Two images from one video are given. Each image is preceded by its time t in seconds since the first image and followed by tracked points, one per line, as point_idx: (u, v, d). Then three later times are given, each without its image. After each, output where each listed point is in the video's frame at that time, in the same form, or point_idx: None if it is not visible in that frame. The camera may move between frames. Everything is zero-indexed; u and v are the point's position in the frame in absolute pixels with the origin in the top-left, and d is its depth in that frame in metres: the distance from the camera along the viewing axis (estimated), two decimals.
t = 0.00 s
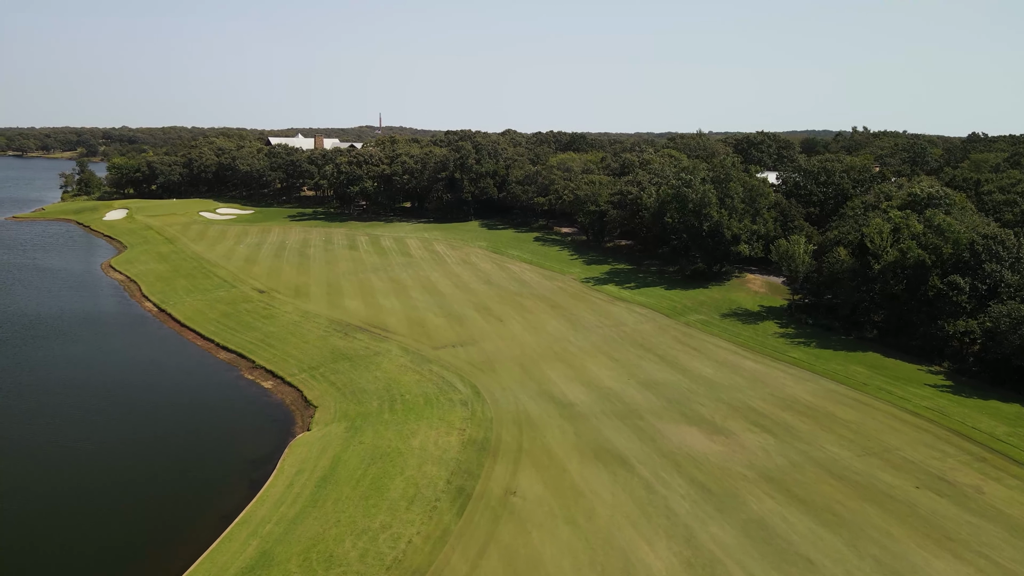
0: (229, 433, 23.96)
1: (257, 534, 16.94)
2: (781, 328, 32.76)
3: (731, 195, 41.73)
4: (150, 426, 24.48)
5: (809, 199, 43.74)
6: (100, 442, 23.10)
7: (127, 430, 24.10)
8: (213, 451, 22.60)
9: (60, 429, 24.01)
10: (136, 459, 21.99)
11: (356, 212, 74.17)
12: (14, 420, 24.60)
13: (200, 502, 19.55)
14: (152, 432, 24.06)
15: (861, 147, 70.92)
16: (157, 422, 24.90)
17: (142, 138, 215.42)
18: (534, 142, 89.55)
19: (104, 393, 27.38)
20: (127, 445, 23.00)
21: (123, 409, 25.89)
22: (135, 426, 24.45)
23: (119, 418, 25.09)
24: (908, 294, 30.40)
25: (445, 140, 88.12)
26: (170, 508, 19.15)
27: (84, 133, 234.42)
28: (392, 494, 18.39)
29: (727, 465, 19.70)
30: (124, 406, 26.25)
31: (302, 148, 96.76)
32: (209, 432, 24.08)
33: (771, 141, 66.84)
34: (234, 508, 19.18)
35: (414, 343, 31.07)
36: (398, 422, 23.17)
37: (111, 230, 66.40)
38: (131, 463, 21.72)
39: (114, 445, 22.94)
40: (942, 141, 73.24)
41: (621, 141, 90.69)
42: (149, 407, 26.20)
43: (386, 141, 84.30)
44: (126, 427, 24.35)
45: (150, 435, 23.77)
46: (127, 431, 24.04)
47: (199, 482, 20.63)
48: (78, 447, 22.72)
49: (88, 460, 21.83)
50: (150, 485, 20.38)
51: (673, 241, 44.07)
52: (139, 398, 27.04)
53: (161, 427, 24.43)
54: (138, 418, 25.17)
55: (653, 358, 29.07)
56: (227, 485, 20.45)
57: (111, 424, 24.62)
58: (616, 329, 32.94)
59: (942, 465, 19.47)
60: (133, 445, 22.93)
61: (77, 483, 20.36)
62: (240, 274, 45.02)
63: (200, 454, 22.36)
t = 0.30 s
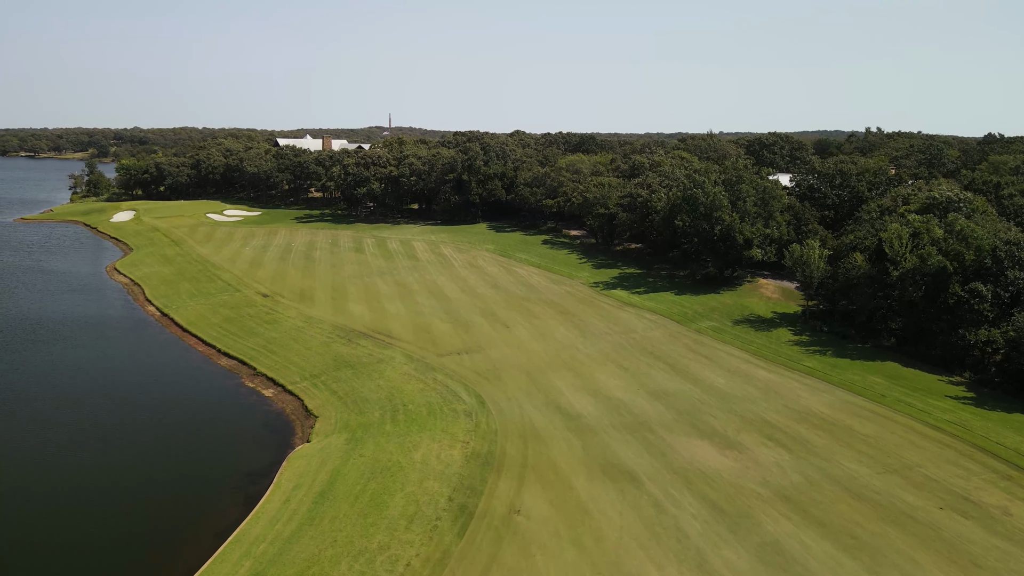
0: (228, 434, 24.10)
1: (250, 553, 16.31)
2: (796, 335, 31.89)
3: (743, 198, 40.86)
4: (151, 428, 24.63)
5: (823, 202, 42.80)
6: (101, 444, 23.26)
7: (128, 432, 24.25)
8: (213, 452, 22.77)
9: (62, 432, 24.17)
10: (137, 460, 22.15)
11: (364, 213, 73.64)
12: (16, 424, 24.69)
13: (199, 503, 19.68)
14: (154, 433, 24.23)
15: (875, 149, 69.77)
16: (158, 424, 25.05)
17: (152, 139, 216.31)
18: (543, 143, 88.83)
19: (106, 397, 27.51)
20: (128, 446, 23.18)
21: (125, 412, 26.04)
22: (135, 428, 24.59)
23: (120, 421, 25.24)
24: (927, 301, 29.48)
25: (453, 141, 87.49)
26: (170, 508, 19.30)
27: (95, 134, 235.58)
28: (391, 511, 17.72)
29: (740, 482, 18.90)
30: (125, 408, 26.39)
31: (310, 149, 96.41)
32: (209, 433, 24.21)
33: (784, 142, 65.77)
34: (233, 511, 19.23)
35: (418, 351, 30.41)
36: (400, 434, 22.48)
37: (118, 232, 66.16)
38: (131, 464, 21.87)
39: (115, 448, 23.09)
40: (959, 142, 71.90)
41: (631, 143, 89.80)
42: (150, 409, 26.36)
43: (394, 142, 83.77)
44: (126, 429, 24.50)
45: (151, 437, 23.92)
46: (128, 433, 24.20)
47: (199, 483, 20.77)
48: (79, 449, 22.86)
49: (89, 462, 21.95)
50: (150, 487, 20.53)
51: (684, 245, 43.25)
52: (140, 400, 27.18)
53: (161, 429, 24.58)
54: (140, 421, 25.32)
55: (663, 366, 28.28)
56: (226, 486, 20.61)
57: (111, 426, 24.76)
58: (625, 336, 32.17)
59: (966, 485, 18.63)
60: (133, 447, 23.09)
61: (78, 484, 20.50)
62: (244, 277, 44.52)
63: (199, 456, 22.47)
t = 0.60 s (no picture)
0: (229, 438, 24.16)
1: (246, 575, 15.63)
2: (815, 344, 30.91)
3: (760, 201, 39.89)
4: (152, 434, 24.72)
5: (842, 205, 41.71)
6: (103, 451, 23.35)
7: (129, 439, 24.32)
8: (213, 457, 22.84)
9: (64, 438, 24.26)
10: (137, 467, 22.23)
11: (375, 215, 73.15)
12: (18, 431, 24.74)
13: (199, 509, 19.73)
14: (156, 438, 24.32)
15: (894, 149, 68.53)
16: (159, 429, 25.14)
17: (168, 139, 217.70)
18: (556, 144, 88.13)
19: (109, 402, 27.60)
20: (129, 452, 23.24)
21: (127, 418, 26.12)
22: (137, 434, 24.66)
23: (122, 427, 25.32)
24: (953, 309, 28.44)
25: (466, 142, 86.90)
26: (170, 515, 19.36)
27: (113, 134, 237.97)
28: (394, 531, 16.99)
29: (760, 503, 18.02)
30: (128, 414, 26.48)
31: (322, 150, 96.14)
32: (210, 438, 24.24)
33: (801, 143, 64.64)
34: (233, 521, 19.03)
35: (426, 358, 29.73)
36: (405, 447, 21.76)
37: (130, 233, 66.08)
38: (132, 471, 21.96)
39: (117, 454, 23.16)
40: (980, 143, 70.47)
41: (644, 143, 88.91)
42: (152, 414, 26.46)
43: (405, 143, 83.32)
44: (128, 435, 24.60)
45: (152, 442, 24.01)
46: (129, 439, 24.29)
47: (199, 488, 20.84)
48: (82, 456, 22.93)
49: (90, 470, 22.01)
50: (151, 494, 20.59)
51: (699, 248, 42.32)
52: (142, 405, 27.26)
53: (162, 434, 24.67)
54: (141, 427, 25.39)
55: (678, 376, 27.41)
56: (226, 491, 20.68)
57: (113, 432, 24.84)
58: (639, 343, 31.33)
59: (999, 507, 17.67)
60: (135, 453, 23.17)
61: (78, 493, 20.56)
62: (253, 280, 44.05)
63: (200, 461, 22.54)
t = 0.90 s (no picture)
0: (230, 441, 24.09)
1: None
2: (836, 352, 29.96)
3: (779, 204, 38.93)
4: (154, 434, 24.65)
5: (864, 208, 40.64)
6: (105, 451, 23.30)
7: (131, 439, 24.25)
8: (215, 459, 22.78)
9: (66, 438, 24.22)
10: (138, 473, 21.86)
11: (387, 216, 72.70)
12: (20, 431, 24.64)
13: (200, 511, 19.66)
14: (158, 439, 24.26)
15: (915, 150, 67.15)
16: (161, 430, 25.09)
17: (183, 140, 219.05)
18: (570, 145, 87.31)
19: (112, 403, 27.54)
20: (131, 453, 23.16)
21: (129, 419, 26.06)
22: (139, 434, 24.61)
23: (124, 427, 25.27)
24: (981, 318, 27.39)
25: (479, 142, 86.30)
26: (171, 517, 19.30)
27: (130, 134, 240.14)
28: (397, 551, 16.33)
29: (780, 523, 17.20)
30: (131, 414, 26.44)
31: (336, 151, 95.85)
32: (212, 440, 24.18)
33: (821, 144, 63.41)
34: (232, 536, 18.42)
35: (435, 364, 29.09)
36: (412, 460, 21.10)
37: (143, 234, 66.04)
38: (134, 471, 21.91)
39: (119, 454, 23.11)
40: (1004, 143, 68.87)
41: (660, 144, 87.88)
42: (155, 415, 26.41)
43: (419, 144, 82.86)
44: (130, 435, 24.54)
45: (154, 443, 23.94)
46: (131, 439, 24.24)
47: (200, 489, 20.81)
48: (84, 455, 22.88)
49: (91, 470, 21.95)
50: (152, 495, 20.54)
51: (716, 252, 41.41)
52: (146, 406, 27.19)
53: (164, 435, 24.61)
54: (144, 427, 25.34)
55: (694, 386, 26.57)
56: (227, 494, 20.63)
57: (115, 432, 24.76)
58: (653, 350, 30.50)
59: None
60: (137, 454, 23.12)
61: (79, 492, 20.50)
62: (263, 283, 43.64)
63: (202, 464, 22.48)
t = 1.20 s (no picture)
0: (233, 443, 24.03)
1: None
2: (857, 361, 29.00)
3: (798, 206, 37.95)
4: (157, 437, 24.67)
5: (886, 211, 39.62)
6: (107, 453, 23.32)
7: (133, 441, 24.28)
8: (216, 461, 22.76)
9: (70, 439, 24.29)
10: (137, 482, 21.34)
11: (399, 218, 72.19)
12: (24, 432, 24.73)
13: (199, 521, 19.28)
14: (161, 441, 24.28)
15: (936, 151, 65.79)
16: (165, 431, 25.11)
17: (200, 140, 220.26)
18: (584, 146, 86.47)
19: (117, 404, 27.59)
20: (133, 455, 23.18)
21: (133, 420, 26.10)
22: (142, 437, 24.63)
23: (128, 428, 25.31)
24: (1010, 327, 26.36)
25: (492, 143, 85.66)
26: (169, 520, 19.26)
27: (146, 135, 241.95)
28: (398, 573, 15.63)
29: (802, 547, 16.33)
30: (136, 416, 26.49)
31: (349, 151, 95.57)
32: (215, 442, 24.16)
33: (840, 145, 62.18)
34: (230, 552, 17.81)
35: (444, 372, 28.42)
36: (417, 473, 20.40)
37: (154, 235, 65.95)
38: (135, 473, 21.93)
39: (121, 456, 23.12)
40: None
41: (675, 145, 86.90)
42: (159, 416, 26.44)
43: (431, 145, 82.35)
44: (134, 437, 24.57)
45: (157, 445, 23.95)
46: (134, 441, 24.28)
47: (199, 492, 20.74)
48: (85, 461, 22.58)
49: (92, 471, 21.97)
50: (151, 503, 20.20)
51: (732, 256, 40.49)
52: (150, 408, 27.22)
53: (167, 437, 24.63)
54: (148, 428, 25.38)
55: (710, 396, 25.70)
56: (227, 497, 20.59)
57: (119, 434, 24.78)
58: (668, 358, 29.65)
59: None
60: (138, 456, 23.13)
61: (79, 494, 20.49)
62: (272, 286, 43.20)
63: (203, 466, 22.44)
